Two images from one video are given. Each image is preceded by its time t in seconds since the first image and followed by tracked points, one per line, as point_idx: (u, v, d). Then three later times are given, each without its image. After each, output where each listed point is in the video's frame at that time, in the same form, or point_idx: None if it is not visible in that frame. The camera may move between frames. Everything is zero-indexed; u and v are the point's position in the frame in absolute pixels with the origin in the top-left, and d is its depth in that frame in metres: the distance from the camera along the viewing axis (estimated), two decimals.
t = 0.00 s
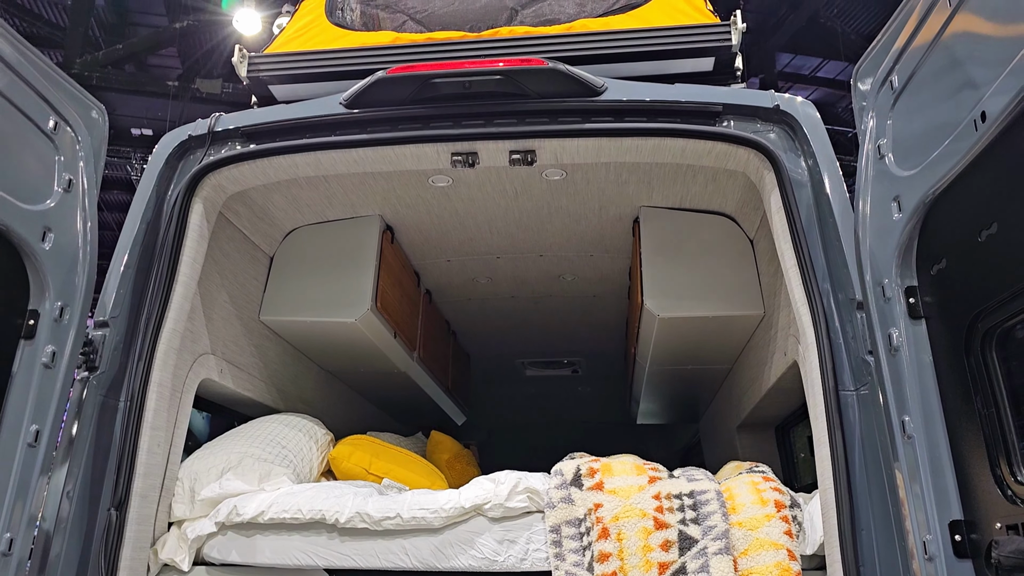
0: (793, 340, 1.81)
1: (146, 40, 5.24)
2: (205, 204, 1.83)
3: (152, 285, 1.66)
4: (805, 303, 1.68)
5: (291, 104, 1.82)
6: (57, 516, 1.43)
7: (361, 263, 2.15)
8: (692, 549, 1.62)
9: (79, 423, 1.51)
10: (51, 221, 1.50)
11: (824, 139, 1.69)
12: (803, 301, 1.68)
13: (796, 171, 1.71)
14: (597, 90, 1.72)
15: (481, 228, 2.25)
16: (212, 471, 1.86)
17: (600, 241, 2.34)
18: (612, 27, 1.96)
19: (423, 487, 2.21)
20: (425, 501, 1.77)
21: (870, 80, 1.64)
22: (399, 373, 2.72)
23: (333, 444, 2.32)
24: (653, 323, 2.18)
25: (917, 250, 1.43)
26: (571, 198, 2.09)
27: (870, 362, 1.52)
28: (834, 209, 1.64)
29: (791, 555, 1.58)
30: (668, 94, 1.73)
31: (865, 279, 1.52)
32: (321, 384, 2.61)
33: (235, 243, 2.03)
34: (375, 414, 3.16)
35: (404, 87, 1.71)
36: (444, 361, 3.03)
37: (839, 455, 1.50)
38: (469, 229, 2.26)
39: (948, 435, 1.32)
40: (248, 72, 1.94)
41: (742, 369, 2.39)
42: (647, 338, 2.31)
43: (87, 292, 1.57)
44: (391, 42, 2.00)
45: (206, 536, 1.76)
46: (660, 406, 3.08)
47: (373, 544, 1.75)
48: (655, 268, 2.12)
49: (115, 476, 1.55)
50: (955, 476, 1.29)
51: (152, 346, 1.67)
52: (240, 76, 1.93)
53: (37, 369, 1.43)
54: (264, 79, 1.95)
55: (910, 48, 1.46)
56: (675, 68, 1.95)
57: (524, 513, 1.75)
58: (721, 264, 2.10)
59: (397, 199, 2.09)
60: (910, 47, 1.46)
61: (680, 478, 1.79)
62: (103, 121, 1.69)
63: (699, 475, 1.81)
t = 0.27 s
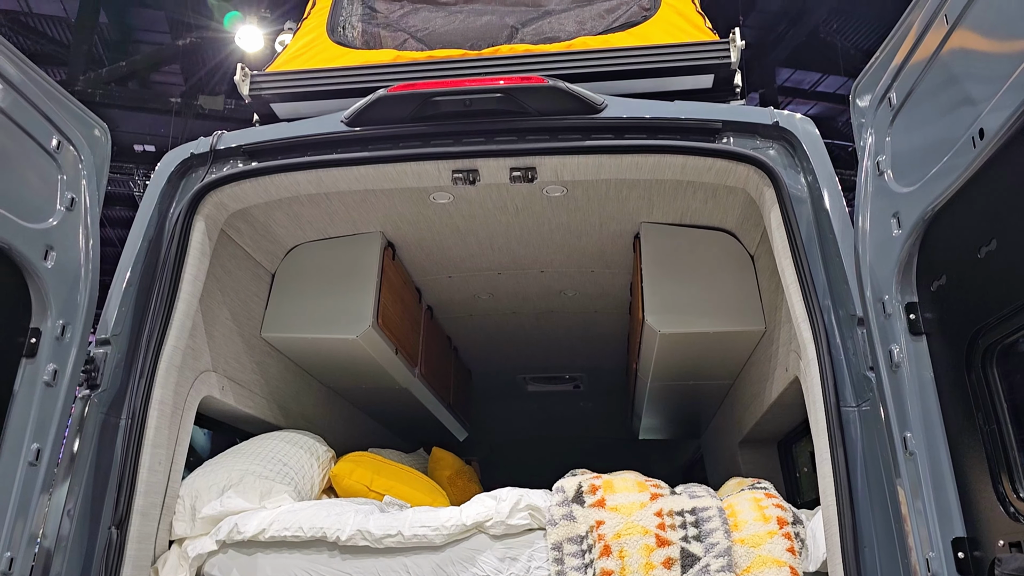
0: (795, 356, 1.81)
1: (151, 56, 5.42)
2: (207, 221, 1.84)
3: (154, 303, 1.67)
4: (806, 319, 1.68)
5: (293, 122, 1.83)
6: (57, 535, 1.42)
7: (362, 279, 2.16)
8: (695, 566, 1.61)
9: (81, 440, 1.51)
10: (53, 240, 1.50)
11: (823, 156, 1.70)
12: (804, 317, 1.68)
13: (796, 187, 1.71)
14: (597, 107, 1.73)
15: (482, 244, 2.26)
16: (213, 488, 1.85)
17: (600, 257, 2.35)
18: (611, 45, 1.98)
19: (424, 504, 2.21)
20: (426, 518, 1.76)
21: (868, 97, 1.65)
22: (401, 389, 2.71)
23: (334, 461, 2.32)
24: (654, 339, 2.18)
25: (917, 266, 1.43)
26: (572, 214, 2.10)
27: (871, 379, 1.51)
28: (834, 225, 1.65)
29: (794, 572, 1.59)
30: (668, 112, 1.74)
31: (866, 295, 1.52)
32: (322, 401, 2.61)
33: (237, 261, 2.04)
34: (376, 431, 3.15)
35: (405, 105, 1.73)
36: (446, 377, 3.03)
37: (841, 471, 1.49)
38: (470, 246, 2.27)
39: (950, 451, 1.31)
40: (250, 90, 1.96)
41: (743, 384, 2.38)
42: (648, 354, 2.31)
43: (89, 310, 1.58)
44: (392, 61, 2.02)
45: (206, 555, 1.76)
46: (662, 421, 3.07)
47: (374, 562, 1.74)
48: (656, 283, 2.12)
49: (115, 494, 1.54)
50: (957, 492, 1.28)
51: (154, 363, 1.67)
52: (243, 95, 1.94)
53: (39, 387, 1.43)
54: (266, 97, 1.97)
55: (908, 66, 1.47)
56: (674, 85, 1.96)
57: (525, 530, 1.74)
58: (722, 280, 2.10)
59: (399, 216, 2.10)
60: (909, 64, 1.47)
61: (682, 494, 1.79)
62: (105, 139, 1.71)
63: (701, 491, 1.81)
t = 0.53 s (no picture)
0: (798, 373, 1.81)
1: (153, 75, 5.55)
2: (212, 240, 1.85)
3: (158, 322, 1.68)
4: (809, 336, 1.68)
5: (298, 142, 1.85)
6: (61, 555, 1.42)
7: (366, 297, 2.17)
8: None
9: (85, 459, 1.50)
10: (59, 259, 1.52)
11: (825, 174, 1.71)
12: (808, 334, 1.68)
13: (798, 205, 1.72)
14: (600, 126, 1.75)
15: (486, 261, 2.27)
16: (217, 507, 1.85)
17: (603, 273, 2.35)
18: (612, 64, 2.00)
19: (428, 521, 2.20)
20: (430, 536, 1.76)
21: (870, 114, 1.66)
22: (404, 407, 2.71)
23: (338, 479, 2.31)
24: (658, 355, 2.18)
25: (920, 284, 1.44)
26: (575, 232, 2.10)
27: (875, 396, 1.51)
28: (836, 243, 1.65)
29: None
30: (670, 130, 1.75)
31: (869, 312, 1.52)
32: (326, 418, 2.61)
33: (241, 279, 2.05)
34: (379, 448, 3.14)
35: (409, 125, 1.74)
36: (450, 394, 3.03)
37: (846, 489, 1.48)
38: (474, 263, 2.28)
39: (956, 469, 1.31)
40: (255, 110, 1.95)
41: (747, 401, 2.38)
42: (651, 371, 2.31)
43: (94, 329, 1.59)
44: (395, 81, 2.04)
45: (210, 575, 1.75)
46: (666, 438, 3.06)
47: None
48: (660, 300, 2.13)
49: (120, 513, 1.54)
50: (963, 511, 1.28)
51: (158, 382, 1.67)
52: (248, 114, 1.95)
53: (43, 407, 1.43)
54: (271, 117, 1.99)
55: (909, 84, 1.48)
56: (676, 103, 1.98)
57: (530, 549, 1.74)
58: (725, 297, 2.10)
59: (402, 234, 2.11)
60: (910, 83, 1.48)
61: (686, 512, 1.78)
62: (110, 158, 1.73)
63: (706, 509, 1.80)
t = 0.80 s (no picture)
0: (802, 389, 1.81)
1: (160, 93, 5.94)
2: (216, 257, 1.86)
3: (161, 339, 1.68)
4: (813, 352, 1.67)
5: (302, 159, 1.87)
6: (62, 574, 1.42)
7: (369, 313, 2.17)
8: None
9: (88, 477, 1.50)
10: (63, 277, 1.52)
11: (827, 189, 1.72)
12: (811, 350, 1.68)
13: (801, 220, 1.72)
14: (602, 143, 1.76)
15: (489, 277, 2.27)
16: (219, 524, 1.84)
17: (606, 289, 2.36)
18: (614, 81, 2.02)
19: (431, 539, 2.19)
20: (433, 554, 1.75)
21: (870, 130, 1.68)
22: (407, 423, 2.71)
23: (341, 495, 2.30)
24: (661, 371, 2.18)
25: (923, 300, 1.44)
26: (578, 247, 2.11)
27: (879, 412, 1.50)
28: (838, 258, 1.65)
29: None
30: (672, 146, 1.76)
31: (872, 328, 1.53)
32: (329, 435, 2.60)
33: (244, 295, 2.05)
34: (383, 464, 3.13)
35: (412, 143, 1.75)
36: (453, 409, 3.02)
37: (850, 504, 1.46)
38: (477, 279, 2.28)
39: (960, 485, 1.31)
40: (258, 127, 1.96)
41: (752, 416, 2.37)
42: (655, 386, 2.31)
43: (97, 345, 1.60)
44: (398, 99, 2.06)
45: None
46: (670, 453, 3.05)
47: None
48: (662, 316, 2.13)
49: (123, 530, 1.54)
50: (968, 527, 1.28)
51: (162, 400, 1.67)
52: (251, 132, 1.95)
53: (47, 425, 1.44)
54: (275, 134, 2.00)
55: (909, 100, 1.49)
56: (677, 119, 1.99)
57: (534, 567, 1.73)
58: (729, 312, 2.10)
59: (405, 250, 2.12)
60: (911, 99, 1.49)
61: (690, 529, 1.77)
62: (115, 175, 1.75)
63: (710, 526, 1.79)
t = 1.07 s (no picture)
0: (805, 404, 1.80)
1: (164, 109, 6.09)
2: (217, 275, 1.87)
3: (163, 358, 1.69)
4: (813, 367, 1.67)
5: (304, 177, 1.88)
6: None
7: (371, 329, 2.18)
8: None
9: (89, 494, 1.51)
10: (66, 296, 1.54)
11: (825, 204, 1.73)
12: (812, 365, 1.67)
13: (800, 235, 1.73)
14: (602, 159, 1.77)
15: (490, 293, 2.28)
16: (221, 542, 1.84)
17: (607, 304, 2.36)
18: (613, 98, 2.03)
19: (433, 555, 2.19)
20: (435, 571, 1.75)
21: (869, 146, 1.69)
22: (409, 439, 2.70)
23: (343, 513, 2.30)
24: (663, 386, 2.17)
25: (923, 316, 1.44)
26: (579, 263, 2.11)
27: (881, 428, 1.49)
28: (838, 274, 1.65)
29: None
30: (672, 163, 1.77)
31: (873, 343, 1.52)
32: (331, 451, 2.60)
33: (246, 313, 2.06)
34: (385, 480, 3.13)
35: (412, 160, 1.76)
36: (456, 425, 3.02)
37: (853, 519, 1.44)
38: (479, 294, 2.29)
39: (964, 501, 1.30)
40: (261, 145, 1.99)
41: (754, 431, 2.36)
42: (656, 401, 2.31)
43: (100, 361, 1.61)
44: (398, 116, 2.07)
45: None
46: (673, 468, 3.03)
47: None
48: (664, 331, 2.13)
49: (124, 550, 1.53)
50: (972, 544, 1.27)
51: (164, 418, 1.68)
52: (254, 151, 1.99)
53: (48, 445, 1.44)
54: (276, 152, 2.01)
55: (909, 115, 1.50)
56: (677, 135, 1.99)
57: None
58: (731, 326, 2.10)
59: (405, 267, 2.13)
60: (910, 113, 1.50)
61: (693, 546, 1.76)
62: (117, 194, 1.77)
63: (712, 542, 1.78)
